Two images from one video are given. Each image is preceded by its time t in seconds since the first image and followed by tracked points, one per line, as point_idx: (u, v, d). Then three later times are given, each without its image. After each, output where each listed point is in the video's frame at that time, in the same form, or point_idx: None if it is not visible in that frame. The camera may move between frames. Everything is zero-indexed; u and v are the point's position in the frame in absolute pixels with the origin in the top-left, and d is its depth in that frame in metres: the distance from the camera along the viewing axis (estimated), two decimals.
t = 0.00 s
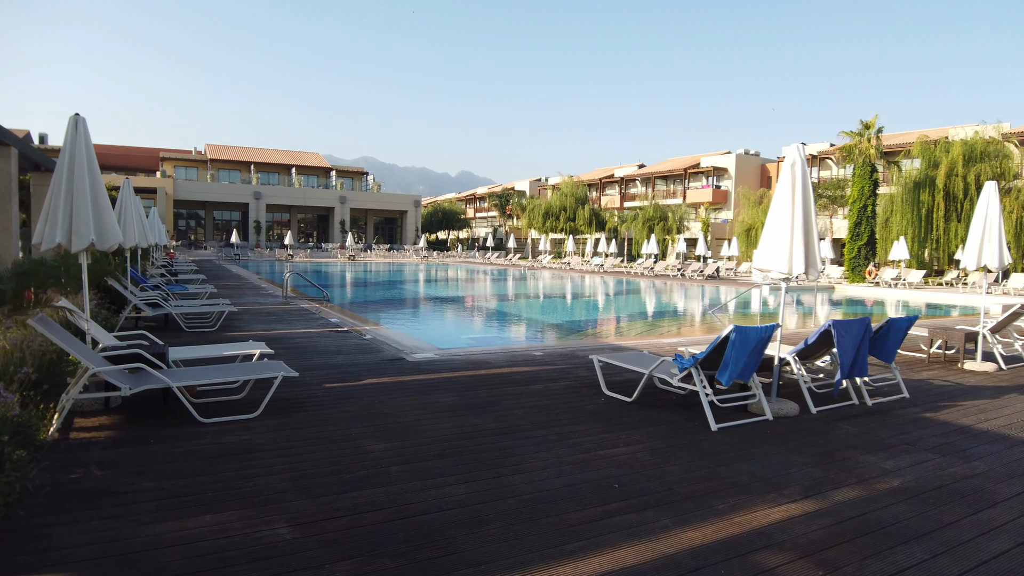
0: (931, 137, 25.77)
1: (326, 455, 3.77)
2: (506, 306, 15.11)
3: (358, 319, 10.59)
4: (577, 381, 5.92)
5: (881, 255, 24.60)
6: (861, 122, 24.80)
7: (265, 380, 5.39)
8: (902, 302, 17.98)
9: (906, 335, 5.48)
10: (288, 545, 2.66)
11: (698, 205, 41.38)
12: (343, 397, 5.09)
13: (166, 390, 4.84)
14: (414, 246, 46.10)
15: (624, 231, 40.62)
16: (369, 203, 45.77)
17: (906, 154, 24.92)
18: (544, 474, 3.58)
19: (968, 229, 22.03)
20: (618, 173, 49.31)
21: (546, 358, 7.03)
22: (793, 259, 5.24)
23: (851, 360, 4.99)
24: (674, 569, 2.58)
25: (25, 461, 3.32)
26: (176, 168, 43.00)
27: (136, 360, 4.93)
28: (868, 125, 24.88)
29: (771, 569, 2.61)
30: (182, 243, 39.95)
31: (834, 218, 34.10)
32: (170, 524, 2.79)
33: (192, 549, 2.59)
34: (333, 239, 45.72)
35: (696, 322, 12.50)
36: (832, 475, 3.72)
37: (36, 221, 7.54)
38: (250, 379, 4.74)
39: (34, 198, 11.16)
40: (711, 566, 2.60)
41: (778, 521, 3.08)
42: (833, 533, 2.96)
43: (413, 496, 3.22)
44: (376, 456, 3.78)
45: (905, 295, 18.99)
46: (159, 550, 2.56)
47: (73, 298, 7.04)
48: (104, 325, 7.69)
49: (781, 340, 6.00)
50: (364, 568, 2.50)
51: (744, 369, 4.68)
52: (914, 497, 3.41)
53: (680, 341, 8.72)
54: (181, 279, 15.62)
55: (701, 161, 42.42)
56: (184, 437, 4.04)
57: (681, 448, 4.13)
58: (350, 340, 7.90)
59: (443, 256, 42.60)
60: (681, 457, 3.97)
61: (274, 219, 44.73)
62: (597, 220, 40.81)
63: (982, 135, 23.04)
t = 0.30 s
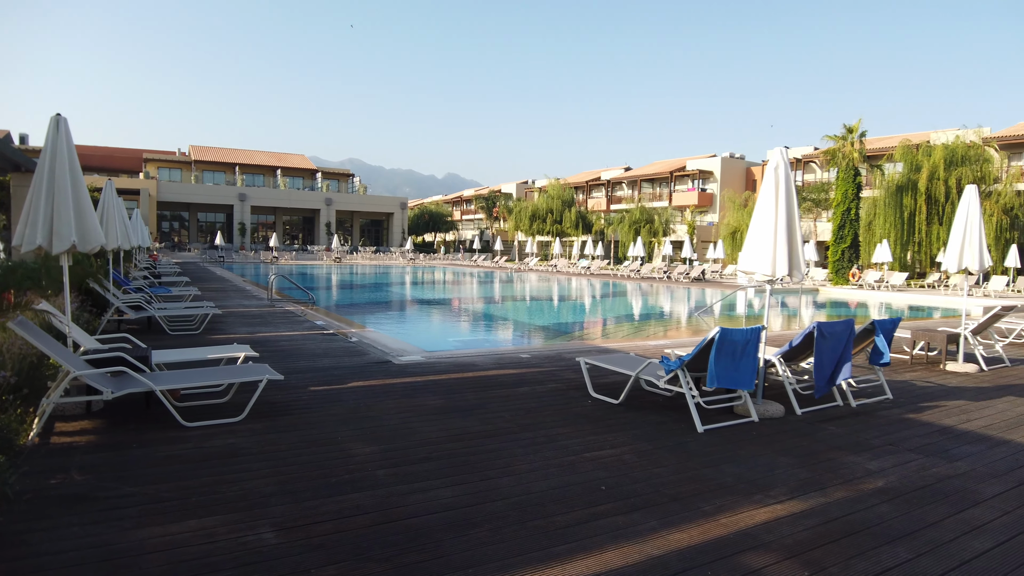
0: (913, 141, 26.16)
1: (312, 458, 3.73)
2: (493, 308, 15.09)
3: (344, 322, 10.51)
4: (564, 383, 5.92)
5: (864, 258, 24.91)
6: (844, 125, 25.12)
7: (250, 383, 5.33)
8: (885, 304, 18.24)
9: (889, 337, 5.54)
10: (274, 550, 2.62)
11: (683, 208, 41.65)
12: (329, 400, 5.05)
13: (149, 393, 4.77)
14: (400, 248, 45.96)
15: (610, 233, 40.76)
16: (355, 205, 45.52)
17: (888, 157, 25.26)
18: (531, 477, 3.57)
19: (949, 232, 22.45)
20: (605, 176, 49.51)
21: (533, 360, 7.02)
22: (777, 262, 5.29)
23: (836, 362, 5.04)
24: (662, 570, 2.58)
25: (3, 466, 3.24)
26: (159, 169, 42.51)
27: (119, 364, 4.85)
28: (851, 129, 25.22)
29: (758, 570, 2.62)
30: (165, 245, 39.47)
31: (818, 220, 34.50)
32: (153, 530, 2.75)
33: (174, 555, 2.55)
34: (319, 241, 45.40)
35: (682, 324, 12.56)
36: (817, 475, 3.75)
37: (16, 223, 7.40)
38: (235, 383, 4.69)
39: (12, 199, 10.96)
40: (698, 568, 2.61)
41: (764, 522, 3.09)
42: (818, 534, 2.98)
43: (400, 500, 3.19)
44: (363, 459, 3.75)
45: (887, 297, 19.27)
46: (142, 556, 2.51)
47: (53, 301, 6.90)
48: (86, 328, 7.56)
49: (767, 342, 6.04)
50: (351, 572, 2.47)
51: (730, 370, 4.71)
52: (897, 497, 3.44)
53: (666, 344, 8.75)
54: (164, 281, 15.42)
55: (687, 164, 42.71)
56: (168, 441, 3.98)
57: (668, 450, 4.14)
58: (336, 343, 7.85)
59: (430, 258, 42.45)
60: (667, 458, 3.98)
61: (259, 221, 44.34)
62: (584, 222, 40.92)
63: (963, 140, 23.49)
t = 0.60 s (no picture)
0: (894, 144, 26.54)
1: (297, 463, 3.69)
2: (479, 311, 15.05)
3: (330, 325, 10.43)
4: (551, 386, 5.91)
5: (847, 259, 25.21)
6: (827, 128, 25.45)
7: (233, 387, 5.26)
8: (868, 306, 18.46)
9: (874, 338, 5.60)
10: (259, 556, 2.58)
11: (669, 211, 41.92)
12: (313, 404, 5.00)
13: (131, 398, 4.68)
14: (386, 251, 45.75)
15: (596, 236, 40.89)
16: (341, 207, 45.26)
17: (870, 160, 25.61)
18: (517, 480, 3.55)
19: (930, 234, 22.77)
20: (591, 178, 49.70)
21: (519, 362, 7.01)
22: (761, 263, 5.33)
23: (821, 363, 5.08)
24: (649, 572, 2.58)
25: None
26: (142, 171, 42.01)
27: (100, 368, 4.75)
28: (834, 132, 25.56)
29: (744, 571, 2.62)
30: (147, 248, 38.97)
31: (801, 223, 34.89)
32: (134, 536, 2.69)
33: (156, 562, 2.49)
34: (303, 244, 45.08)
35: (668, 327, 12.62)
36: (803, 476, 3.77)
37: None
38: (218, 387, 4.62)
39: None
40: (685, 569, 2.61)
41: (750, 523, 3.10)
42: (803, 534, 2.99)
43: (387, 504, 3.16)
44: (348, 463, 3.70)
45: (870, 298, 19.52)
46: (122, 563, 2.46)
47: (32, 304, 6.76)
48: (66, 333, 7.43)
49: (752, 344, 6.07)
50: None
51: (717, 372, 4.72)
52: (881, 496, 3.47)
53: (652, 345, 8.78)
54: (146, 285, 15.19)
55: (672, 167, 43.01)
56: (150, 446, 3.91)
57: (655, 451, 4.14)
58: (321, 346, 7.77)
59: (416, 261, 42.32)
60: (655, 460, 3.98)
61: (243, 224, 43.95)
62: (570, 225, 41.05)
63: (943, 143, 23.88)
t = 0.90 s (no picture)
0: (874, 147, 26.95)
1: (280, 467, 3.63)
2: (464, 314, 15.02)
3: (313, 328, 10.33)
4: (536, 389, 5.90)
5: (829, 261, 25.53)
6: (808, 132, 25.76)
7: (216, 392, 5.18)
8: (850, 307, 18.70)
9: (856, 339, 5.65)
10: (242, 563, 2.53)
11: (653, 214, 42.18)
12: (297, 408, 4.93)
13: (111, 404, 4.59)
14: (371, 253, 45.50)
15: (581, 238, 41.01)
16: (324, 210, 44.94)
17: (851, 163, 25.97)
18: (503, 483, 3.53)
19: (909, 236, 23.14)
20: (575, 181, 49.87)
21: (505, 365, 6.99)
22: (745, 266, 5.37)
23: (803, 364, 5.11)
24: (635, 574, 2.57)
25: None
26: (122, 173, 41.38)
27: (78, 373, 4.66)
28: (816, 135, 25.89)
29: (729, 572, 2.62)
30: (127, 251, 38.38)
31: (784, 225, 35.29)
32: (113, 544, 2.63)
33: (136, 570, 2.43)
34: (286, 247, 44.67)
35: (653, 329, 12.66)
36: (786, 476, 3.79)
37: None
38: (200, 391, 4.55)
39: None
40: (672, 571, 2.60)
41: (735, 525, 3.10)
42: (788, 534, 3.00)
43: (372, 508, 3.12)
44: (332, 468, 3.66)
45: (851, 300, 19.79)
46: (100, 572, 2.40)
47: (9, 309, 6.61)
48: (44, 337, 7.26)
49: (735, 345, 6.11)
50: None
51: (700, 374, 4.73)
52: (863, 496, 3.50)
53: (636, 347, 8.81)
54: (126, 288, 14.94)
55: (656, 170, 43.29)
56: (129, 452, 3.83)
57: (640, 453, 4.15)
58: (305, 350, 7.69)
59: (401, 264, 42.10)
60: (639, 461, 3.99)
61: (225, 227, 43.45)
62: (555, 227, 41.16)
63: (922, 147, 24.29)
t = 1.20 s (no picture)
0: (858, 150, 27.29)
1: (265, 470, 3.60)
2: (451, 315, 14.98)
3: (299, 330, 10.24)
4: (523, 390, 5.89)
5: (813, 262, 25.79)
6: (793, 134, 25.94)
7: (200, 394, 5.11)
8: (834, 308, 18.90)
9: (841, 340, 5.70)
10: (226, 567, 2.49)
11: (639, 215, 42.35)
12: (282, 410, 4.88)
13: (94, 407, 4.52)
14: (357, 255, 45.23)
15: (568, 239, 41.06)
16: (310, 211, 44.63)
17: (834, 165, 26.24)
18: (490, 484, 3.52)
19: (892, 237, 23.45)
20: (562, 182, 49.98)
21: (492, 366, 6.97)
22: (731, 267, 5.40)
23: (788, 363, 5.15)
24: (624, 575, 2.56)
25: None
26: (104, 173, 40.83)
27: (60, 375, 4.58)
28: (800, 137, 26.13)
29: (716, 571, 2.63)
30: (109, 252, 37.83)
31: (769, 227, 35.60)
32: (96, 549, 2.58)
33: None
34: (272, 248, 44.28)
35: (639, 330, 12.71)
36: (773, 476, 3.81)
37: None
38: (184, 394, 4.49)
39: None
40: (659, 571, 2.60)
41: (722, 524, 3.11)
42: (774, 533, 3.02)
43: (359, 510, 3.09)
44: (319, 470, 3.62)
45: (835, 300, 20.00)
46: None
47: None
48: (25, 339, 7.14)
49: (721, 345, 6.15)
50: None
51: (687, 374, 4.75)
52: (848, 495, 3.53)
53: (623, 348, 8.84)
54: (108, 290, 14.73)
55: (642, 172, 43.50)
56: (111, 455, 3.76)
57: (627, 453, 4.15)
58: (290, 352, 7.62)
59: (387, 265, 41.89)
60: (627, 462, 3.99)
61: (210, 228, 42.99)
62: (542, 228, 41.22)
63: (905, 149, 24.64)
